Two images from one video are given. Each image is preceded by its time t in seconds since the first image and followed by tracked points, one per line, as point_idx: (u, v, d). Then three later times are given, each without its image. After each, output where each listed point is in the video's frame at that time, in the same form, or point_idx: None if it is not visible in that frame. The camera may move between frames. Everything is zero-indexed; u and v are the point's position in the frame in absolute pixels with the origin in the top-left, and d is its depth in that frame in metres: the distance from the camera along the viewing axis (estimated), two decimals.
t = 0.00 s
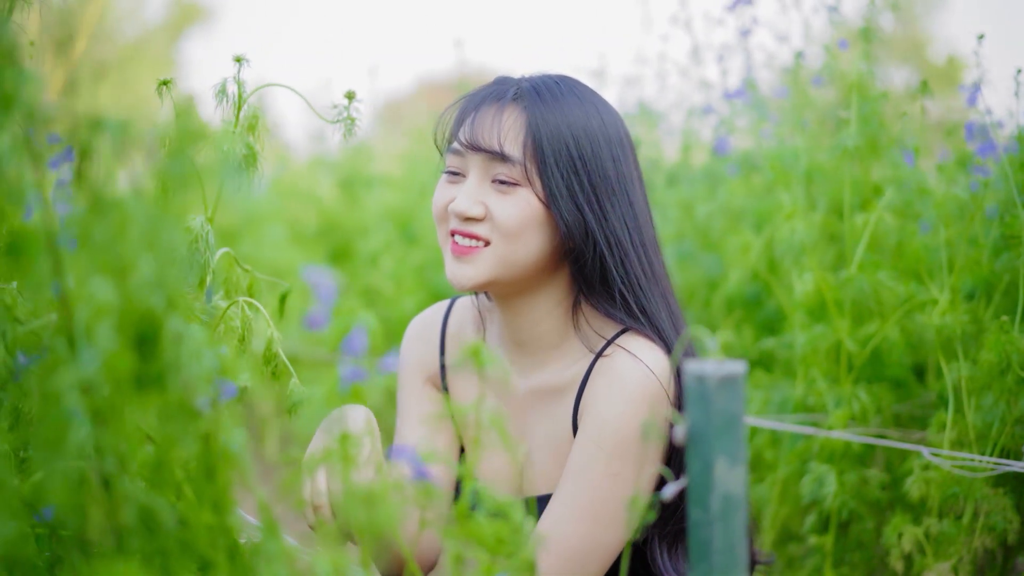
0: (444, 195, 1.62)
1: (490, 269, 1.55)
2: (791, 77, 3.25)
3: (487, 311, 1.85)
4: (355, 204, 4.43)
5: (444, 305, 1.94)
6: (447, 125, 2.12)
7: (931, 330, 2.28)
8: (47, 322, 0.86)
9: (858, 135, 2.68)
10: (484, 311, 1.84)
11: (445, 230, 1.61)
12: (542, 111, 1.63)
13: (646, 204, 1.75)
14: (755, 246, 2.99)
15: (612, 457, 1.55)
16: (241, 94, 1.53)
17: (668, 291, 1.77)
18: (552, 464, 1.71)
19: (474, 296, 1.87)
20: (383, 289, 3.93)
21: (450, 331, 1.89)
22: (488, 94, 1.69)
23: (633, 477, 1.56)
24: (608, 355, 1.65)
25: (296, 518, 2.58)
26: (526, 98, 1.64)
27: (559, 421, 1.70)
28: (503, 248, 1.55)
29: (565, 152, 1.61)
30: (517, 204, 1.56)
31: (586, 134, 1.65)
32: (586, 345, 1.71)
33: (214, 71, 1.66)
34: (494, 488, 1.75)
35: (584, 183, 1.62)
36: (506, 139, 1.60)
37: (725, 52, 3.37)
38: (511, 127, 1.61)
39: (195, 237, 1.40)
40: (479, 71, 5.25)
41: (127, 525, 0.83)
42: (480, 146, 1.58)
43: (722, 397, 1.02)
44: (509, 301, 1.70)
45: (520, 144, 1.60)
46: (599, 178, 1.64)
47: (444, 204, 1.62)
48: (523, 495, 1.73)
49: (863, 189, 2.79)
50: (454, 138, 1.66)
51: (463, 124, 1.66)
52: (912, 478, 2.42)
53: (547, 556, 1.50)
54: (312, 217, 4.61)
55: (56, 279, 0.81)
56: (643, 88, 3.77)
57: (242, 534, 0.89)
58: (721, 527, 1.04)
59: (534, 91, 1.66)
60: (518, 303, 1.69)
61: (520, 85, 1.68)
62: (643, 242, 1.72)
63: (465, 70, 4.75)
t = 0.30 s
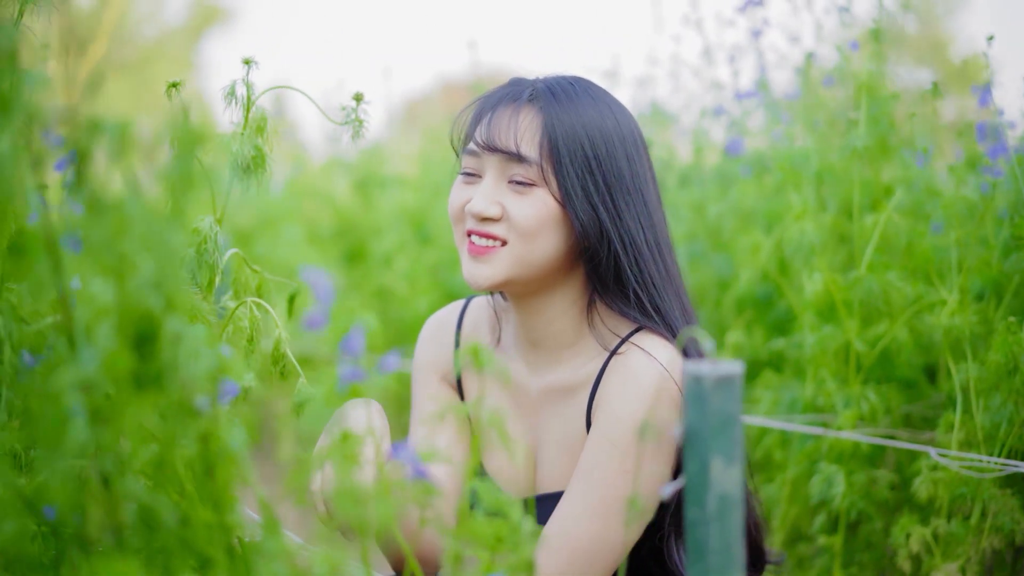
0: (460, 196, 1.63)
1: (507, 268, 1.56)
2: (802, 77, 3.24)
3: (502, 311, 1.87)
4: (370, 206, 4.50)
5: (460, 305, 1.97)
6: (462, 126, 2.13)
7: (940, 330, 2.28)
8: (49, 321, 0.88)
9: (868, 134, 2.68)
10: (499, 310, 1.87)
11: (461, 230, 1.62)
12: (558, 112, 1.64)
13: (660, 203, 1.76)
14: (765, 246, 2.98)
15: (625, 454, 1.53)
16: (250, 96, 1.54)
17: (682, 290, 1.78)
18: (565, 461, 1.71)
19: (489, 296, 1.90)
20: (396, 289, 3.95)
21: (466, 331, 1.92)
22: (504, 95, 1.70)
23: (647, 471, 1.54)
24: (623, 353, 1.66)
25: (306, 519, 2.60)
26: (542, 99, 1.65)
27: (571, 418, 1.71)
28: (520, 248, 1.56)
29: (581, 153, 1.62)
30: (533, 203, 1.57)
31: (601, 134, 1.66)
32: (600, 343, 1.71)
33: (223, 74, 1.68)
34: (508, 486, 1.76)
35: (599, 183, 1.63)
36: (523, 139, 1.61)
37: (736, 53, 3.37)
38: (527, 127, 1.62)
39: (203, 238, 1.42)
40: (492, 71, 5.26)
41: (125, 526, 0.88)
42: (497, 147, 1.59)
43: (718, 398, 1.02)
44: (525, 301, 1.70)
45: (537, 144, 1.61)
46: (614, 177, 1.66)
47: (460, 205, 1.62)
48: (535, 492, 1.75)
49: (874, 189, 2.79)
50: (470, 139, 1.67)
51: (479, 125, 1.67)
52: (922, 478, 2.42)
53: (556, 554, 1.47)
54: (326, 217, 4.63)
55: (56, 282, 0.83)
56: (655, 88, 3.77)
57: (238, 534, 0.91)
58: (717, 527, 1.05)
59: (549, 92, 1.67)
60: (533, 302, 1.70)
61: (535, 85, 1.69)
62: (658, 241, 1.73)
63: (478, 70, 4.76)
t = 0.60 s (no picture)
0: (475, 195, 1.64)
1: (524, 268, 1.58)
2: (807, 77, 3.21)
3: (512, 310, 1.91)
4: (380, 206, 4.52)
5: (471, 303, 2.01)
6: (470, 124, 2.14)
7: (941, 330, 2.29)
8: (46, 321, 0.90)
9: (872, 136, 2.68)
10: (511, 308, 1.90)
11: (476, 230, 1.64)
12: (572, 112, 1.65)
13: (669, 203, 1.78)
14: (769, 246, 2.99)
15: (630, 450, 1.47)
16: (251, 98, 1.58)
17: (691, 290, 1.79)
18: (573, 455, 1.72)
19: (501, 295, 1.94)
20: (404, 289, 3.97)
21: (476, 329, 1.96)
22: (518, 95, 1.70)
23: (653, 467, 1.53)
24: (631, 350, 1.67)
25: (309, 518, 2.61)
26: (556, 99, 1.66)
27: (579, 415, 1.72)
28: (537, 247, 1.58)
29: (594, 153, 1.63)
30: (549, 204, 1.58)
31: (613, 135, 1.67)
32: (609, 340, 1.73)
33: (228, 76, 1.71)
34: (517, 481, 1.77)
35: (612, 184, 1.64)
36: (539, 140, 1.61)
37: (741, 53, 3.37)
38: (544, 127, 1.63)
39: (206, 238, 1.46)
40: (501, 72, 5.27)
41: (114, 519, 0.90)
42: (513, 147, 1.60)
43: (707, 397, 1.03)
44: (538, 299, 1.72)
45: (553, 144, 1.61)
46: (626, 178, 1.67)
47: (476, 205, 1.64)
48: (543, 487, 1.76)
49: (878, 190, 2.78)
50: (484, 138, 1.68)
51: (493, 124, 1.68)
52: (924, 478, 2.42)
53: (554, 550, 1.41)
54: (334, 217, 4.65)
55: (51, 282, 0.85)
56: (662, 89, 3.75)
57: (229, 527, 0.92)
58: (706, 525, 1.05)
59: (562, 92, 1.68)
60: (546, 300, 1.71)
61: (548, 85, 1.69)
62: (668, 241, 1.74)
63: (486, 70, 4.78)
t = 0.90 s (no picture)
0: (488, 195, 1.65)
1: (539, 267, 1.60)
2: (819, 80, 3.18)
3: (521, 309, 1.92)
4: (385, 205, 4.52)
5: (479, 302, 2.03)
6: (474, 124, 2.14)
7: (939, 330, 2.30)
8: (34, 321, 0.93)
9: (873, 136, 2.68)
10: (518, 306, 1.92)
11: (489, 229, 1.65)
12: (586, 112, 1.66)
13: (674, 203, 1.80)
14: (770, 246, 2.99)
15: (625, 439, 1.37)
16: (251, 99, 1.60)
17: (696, 289, 1.81)
18: (576, 451, 1.73)
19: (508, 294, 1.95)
20: (409, 288, 3.98)
21: (484, 328, 1.97)
22: (529, 94, 1.71)
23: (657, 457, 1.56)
24: (636, 345, 1.69)
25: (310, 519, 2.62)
26: (569, 98, 1.67)
27: (585, 409, 1.73)
28: (552, 247, 1.60)
29: (608, 153, 1.64)
30: (566, 203, 1.60)
31: (624, 134, 1.69)
32: (615, 336, 1.74)
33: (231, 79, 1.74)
34: (523, 476, 1.79)
35: (624, 183, 1.65)
36: (556, 139, 1.63)
37: (742, 54, 3.36)
38: (560, 127, 1.64)
39: (205, 237, 1.49)
40: (506, 72, 5.27)
41: (104, 515, 0.92)
42: (530, 147, 1.61)
43: (693, 394, 1.04)
44: (547, 298, 1.74)
45: (568, 144, 1.63)
46: (637, 177, 1.68)
47: (489, 205, 1.65)
48: (546, 483, 1.77)
49: (879, 189, 2.78)
50: (497, 137, 1.68)
51: (505, 124, 1.69)
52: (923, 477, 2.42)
53: (546, 554, 1.29)
54: (339, 217, 4.65)
55: (40, 280, 0.87)
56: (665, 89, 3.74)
57: (219, 523, 0.93)
58: (692, 522, 1.06)
59: (574, 91, 1.69)
60: (557, 298, 1.73)
61: (559, 85, 1.70)
62: (675, 240, 1.76)
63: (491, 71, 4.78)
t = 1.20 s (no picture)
0: (497, 194, 1.66)
1: (550, 264, 1.61)
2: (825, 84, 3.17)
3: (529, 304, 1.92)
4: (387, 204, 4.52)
5: (487, 299, 2.02)
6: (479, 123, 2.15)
7: (936, 328, 2.31)
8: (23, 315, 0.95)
9: (871, 135, 2.68)
10: (526, 301, 1.90)
11: (499, 227, 1.66)
12: (592, 109, 1.67)
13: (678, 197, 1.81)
14: (768, 244, 2.99)
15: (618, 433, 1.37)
16: (248, 99, 1.62)
17: (702, 282, 1.81)
18: (580, 443, 1.74)
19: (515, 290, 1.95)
20: (412, 287, 3.99)
21: (491, 323, 1.97)
22: (534, 92, 1.72)
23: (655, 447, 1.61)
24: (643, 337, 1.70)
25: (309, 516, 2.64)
26: (574, 95, 1.68)
27: (591, 402, 1.74)
28: (564, 243, 1.61)
29: (615, 149, 1.66)
30: (576, 200, 1.61)
31: (630, 130, 1.70)
32: (622, 329, 1.75)
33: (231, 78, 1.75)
34: (528, 468, 1.80)
35: (631, 179, 1.67)
36: (565, 136, 1.64)
37: (742, 53, 3.36)
38: (568, 124, 1.65)
39: (201, 234, 1.51)
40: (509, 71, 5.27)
41: (91, 507, 0.93)
42: (539, 144, 1.63)
43: (676, 388, 1.05)
44: (555, 294, 1.75)
45: (577, 140, 1.64)
46: (643, 172, 1.70)
47: (498, 203, 1.66)
48: (551, 474, 1.79)
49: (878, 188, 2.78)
50: (505, 136, 1.69)
51: (512, 122, 1.70)
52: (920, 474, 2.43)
53: (537, 551, 1.29)
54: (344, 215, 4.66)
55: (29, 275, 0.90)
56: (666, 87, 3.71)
57: (206, 515, 0.95)
58: (676, 514, 1.07)
59: (579, 89, 1.70)
60: (566, 293, 1.74)
61: (563, 83, 1.72)
62: (681, 233, 1.77)
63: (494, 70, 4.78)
